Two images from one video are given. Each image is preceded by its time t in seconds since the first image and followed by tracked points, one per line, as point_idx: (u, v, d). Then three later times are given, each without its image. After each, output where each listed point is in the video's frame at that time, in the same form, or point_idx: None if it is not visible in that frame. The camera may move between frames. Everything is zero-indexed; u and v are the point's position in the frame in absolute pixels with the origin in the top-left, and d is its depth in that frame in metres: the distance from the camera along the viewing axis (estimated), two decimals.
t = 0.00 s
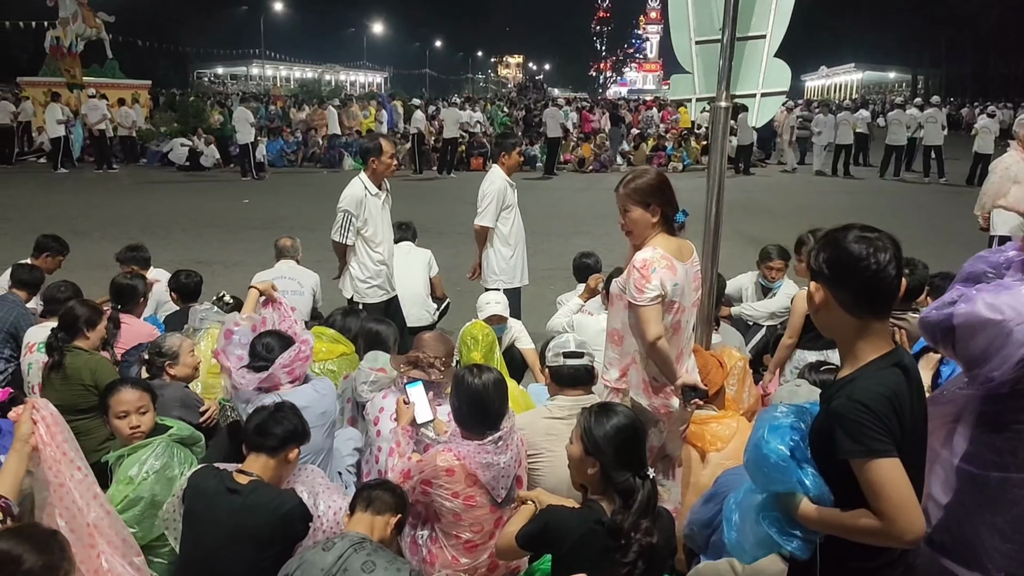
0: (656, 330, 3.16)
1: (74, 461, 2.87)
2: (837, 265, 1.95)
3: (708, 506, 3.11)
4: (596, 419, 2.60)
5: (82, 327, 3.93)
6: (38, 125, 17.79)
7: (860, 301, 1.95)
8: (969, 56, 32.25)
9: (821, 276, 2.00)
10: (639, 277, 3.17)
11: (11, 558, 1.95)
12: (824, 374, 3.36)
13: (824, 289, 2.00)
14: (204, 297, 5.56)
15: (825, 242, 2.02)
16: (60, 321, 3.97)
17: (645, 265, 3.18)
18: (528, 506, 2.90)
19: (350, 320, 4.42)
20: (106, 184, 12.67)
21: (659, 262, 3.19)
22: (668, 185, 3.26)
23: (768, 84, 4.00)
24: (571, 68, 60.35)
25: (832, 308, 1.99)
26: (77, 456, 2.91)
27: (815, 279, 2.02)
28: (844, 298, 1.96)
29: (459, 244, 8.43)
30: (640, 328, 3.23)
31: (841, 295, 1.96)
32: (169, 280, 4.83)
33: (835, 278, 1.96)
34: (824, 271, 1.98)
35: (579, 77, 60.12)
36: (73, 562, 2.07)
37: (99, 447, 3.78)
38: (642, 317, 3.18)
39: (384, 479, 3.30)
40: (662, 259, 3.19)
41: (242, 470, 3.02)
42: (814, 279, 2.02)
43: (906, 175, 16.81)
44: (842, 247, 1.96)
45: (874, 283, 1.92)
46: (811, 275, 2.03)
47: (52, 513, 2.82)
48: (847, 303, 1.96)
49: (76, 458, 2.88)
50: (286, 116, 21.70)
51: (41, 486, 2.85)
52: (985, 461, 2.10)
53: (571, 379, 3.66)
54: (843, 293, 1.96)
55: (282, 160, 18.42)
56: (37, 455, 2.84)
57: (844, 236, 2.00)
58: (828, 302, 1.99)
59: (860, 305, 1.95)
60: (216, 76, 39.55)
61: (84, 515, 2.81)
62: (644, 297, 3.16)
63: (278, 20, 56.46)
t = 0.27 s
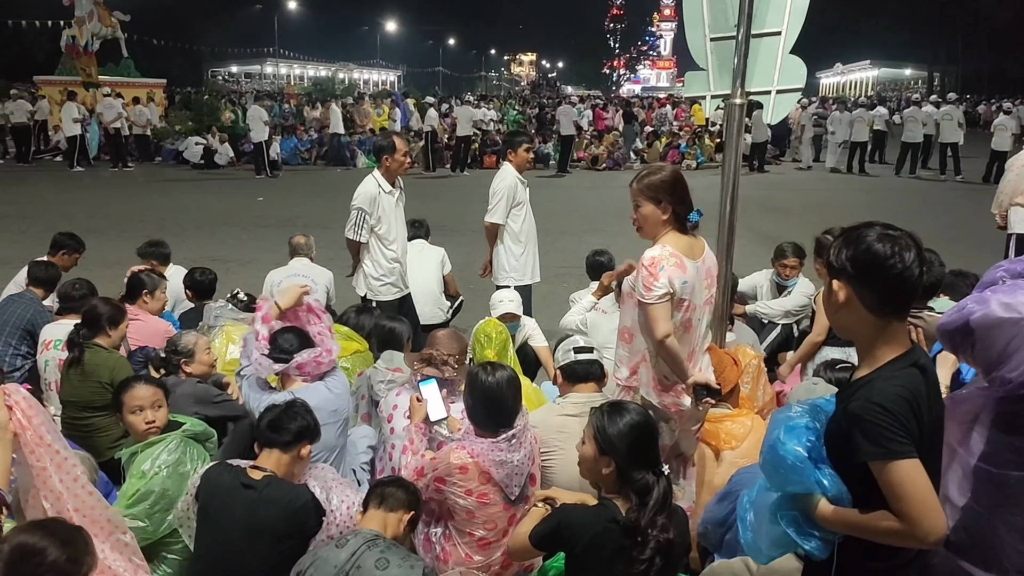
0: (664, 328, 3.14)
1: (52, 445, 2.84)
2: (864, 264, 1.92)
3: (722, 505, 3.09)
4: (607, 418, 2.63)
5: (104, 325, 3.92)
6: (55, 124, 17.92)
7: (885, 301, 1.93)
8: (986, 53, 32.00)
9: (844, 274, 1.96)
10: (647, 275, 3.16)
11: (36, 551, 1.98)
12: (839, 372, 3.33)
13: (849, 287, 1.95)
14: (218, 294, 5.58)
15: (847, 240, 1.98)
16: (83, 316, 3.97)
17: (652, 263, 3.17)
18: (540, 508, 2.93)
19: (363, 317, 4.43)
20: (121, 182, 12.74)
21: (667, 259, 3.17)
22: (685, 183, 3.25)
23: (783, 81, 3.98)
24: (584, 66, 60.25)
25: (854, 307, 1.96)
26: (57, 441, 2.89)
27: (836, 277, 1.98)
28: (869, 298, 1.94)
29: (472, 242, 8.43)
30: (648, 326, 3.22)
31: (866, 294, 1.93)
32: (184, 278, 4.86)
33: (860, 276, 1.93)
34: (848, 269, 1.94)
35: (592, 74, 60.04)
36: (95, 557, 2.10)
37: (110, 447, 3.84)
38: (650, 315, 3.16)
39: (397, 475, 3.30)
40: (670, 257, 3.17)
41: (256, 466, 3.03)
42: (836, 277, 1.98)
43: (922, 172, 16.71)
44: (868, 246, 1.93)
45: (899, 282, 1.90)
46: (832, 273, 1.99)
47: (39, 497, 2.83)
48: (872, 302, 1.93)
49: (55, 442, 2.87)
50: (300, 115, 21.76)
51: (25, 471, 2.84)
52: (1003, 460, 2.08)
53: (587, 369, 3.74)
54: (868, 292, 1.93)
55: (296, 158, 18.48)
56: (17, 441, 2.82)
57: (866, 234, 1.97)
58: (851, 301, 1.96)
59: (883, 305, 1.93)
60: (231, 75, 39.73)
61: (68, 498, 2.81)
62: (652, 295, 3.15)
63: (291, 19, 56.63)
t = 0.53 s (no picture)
0: (680, 325, 3.13)
1: (23, 445, 2.45)
2: (888, 262, 1.90)
3: (736, 504, 3.09)
4: (619, 415, 2.62)
5: (121, 321, 3.93)
6: (70, 123, 18.03)
7: (910, 300, 1.91)
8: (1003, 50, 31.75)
9: (870, 272, 1.93)
10: (661, 272, 3.14)
11: (62, 549, 1.97)
12: (856, 372, 3.30)
13: (875, 285, 1.93)
14: (232, 292, 5.60)
15: (871, 237, 1.96)
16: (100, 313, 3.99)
17: (665, 260, 3.15)
18: (553, 508, 2.94)
19: (377, 314, 4.43)
20: (135, 181, 12.80)
21: (680, 256, 3.16)
22: (700, 180, 3.24)
23: (799, 79, 3.95)
24: (597, 63, 60.14)
25: (879, 305, 1.94)
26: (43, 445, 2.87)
27: (860, 274, 1.96)
28: (894, 296, 1.91)
29: (485, 240, 8.43)
30: (663, 323, 3.20)
31: (891, 293, 1.91)
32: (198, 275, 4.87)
33: (886, 275, 1.90)
34: (875, 267, 1.92)
35: (605, 73, 59.95)
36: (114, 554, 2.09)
37: (123, 445, 3.86)
38: (666, 311, 3.15)
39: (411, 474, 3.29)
40: (683, 254, 3.16)
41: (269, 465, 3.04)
42: (862, 275, 1.95)
43: (938, 170, 16.60)
44: (895, 244, 1.90)
45: (926, 281, 1.88)
46: (857, 270, 1.96)
47: (19, 506, 2.49)
48: (896, 300, 1.91)
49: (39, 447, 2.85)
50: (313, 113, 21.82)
51: (1, 476, 2.48)
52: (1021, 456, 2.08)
53: (600, 367, 3.74)
54: (893, 291, 1.91)
55: (309, 157, 18.52)
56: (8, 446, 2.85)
57: (891, 232, 1.95)
58: (877, 300, 1.93)
59: (909, 304, 1.91)
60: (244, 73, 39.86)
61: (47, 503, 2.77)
62: (666, 291, 3.13)
63: (304, 18, 56.79)
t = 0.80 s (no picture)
0: (692, 324, 3.12)
1: None
2: (912, 259, 1.88)
3: (751, 502, 3.07)
4: (631, 413, 2.62)
5: (139, 317, 3.93)
6: (84, 120, 18.14)
7: (933, 298, 1.89)
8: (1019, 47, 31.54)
9: (893, 269, 1.91)
10: (673, 271, 3.13)
11: (95, 547, 1.98)
12: (872, 370, 3.26)
13: (897, 281, 1.90)
14: (246, 289, 5.63)
15: (893, 233, 1.94)
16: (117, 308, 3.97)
17: (678, 259, 3.14)
18: (565, 508, 2.93)
19: (390, 312, 4.44)
20: (150, 178, 12.88)
21: (693, 255, 3.15)
22: (716, 177, 3.22)
23: (814, 76, 3.94)
24: (608, 61, 60.05)
25: (902, 304, 1.91)
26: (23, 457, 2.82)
27: (883, 272, 1.93)
28: (918, 292, 1.89)
29: (498, 237, 8.43)
30: (676, 323, 3.19)
31: (913, 290, 1.89)
32: (212, 272, 4.89)
33: (909, 272, 1.89)
34: (898, 264, 1.90)
35: (617, 71, 59.88)
36: (133, 541, 2.10)
37: (138, 442, 3.89)
38: (678, 311, 3.14)
39: (424, 471, 3.29)
40: (696, 252, 3.15)
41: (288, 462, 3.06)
42: (884, 272, 1.93)
43: (952, 168, 16.51)
44: (919, 240, 1.89)
45: (950, 279, 1.87)
46: (880, 267, 1.94)
47: None
48: (920, 298, 1.89)
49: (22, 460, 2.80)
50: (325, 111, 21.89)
51: None
52: None
53: (612, 368, 3.72)
54: (917, 289, 1.89)
55: (322, 154, 18.59)
56: None
57: (912, 229, 1.94)
58: (900, 298, 1.91)
59: (932, 301, 1.90)
60: (257, 71, 40.02)
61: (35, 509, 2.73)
62: (678, 291, 3.12)
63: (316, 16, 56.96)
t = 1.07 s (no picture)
0: (707, 320, 3.10)
1: None
2: (933, 254, 1.86)
3: (763, 498, 3.07)
4: (643, 408, 2.61)
5: (154, 311, 3.95)
6: (97, 117, 18.24)
7: (955, 294, 1.87)
8: None
9: (916, 265, 1.88)
10: (687, 267, 3.12)
11: (108, 536, 2.04)
12: (886, 366, 3.25)
13: (920, 276, 1.87)
14: (258, 284, 5.64)
15: (911, 228, 1.91)
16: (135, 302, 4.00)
17: (692, 255, 3.12)
18: (577, 503, 2.91)
19: (401, 307, 4.44)
20: (161, 174, 12.93)
21: (707, 250, 3.14)
22: (729, 173, 3.19)
23: (829, 70, 3.93)
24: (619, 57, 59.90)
25: (923, 299, 1.89)
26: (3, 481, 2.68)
27: (903, 268, 1.90)
28: (942, 286, 1.87)
29: (510, 233, 8.42)
30: (691, 319, 3.17)
31: (936, 285, 1.87)
32: (224, 268, 4.91)
33: (931, 267, 1.86)
34: (921, 259, 1.87)
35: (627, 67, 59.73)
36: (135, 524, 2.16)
37: (148, 438, 3.88)
38: (693, 307, 3.12)
39: (436, 466, 3.30)
40: (710, 248, 3.14)
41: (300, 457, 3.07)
42: (905, 268, 1.89)
43: (966, 164, 16.41)
44: (941, 235, 1.86)
45: (971, 274, 1.86)
46: (900, 263, 1.90)
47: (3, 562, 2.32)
48: (942, 294, 1.87)
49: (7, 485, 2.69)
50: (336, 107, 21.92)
51: None
52: None
53: (617, 368, 3.69)
54: (940, 284, 1.86)
55: (333, 150, 18.63)
56: None
57: (930, 223, 1.91)
58: (923, 294, 1.88)
59: (953, 297, 1.88)
60: (268, 68, 40.12)
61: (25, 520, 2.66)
62: (693, 287, 3.11)
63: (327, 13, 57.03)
